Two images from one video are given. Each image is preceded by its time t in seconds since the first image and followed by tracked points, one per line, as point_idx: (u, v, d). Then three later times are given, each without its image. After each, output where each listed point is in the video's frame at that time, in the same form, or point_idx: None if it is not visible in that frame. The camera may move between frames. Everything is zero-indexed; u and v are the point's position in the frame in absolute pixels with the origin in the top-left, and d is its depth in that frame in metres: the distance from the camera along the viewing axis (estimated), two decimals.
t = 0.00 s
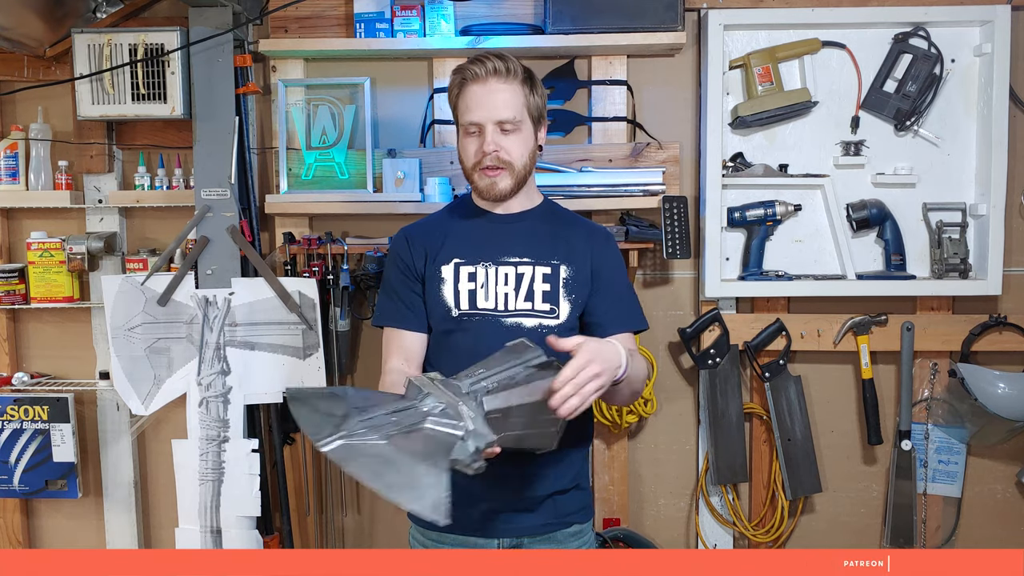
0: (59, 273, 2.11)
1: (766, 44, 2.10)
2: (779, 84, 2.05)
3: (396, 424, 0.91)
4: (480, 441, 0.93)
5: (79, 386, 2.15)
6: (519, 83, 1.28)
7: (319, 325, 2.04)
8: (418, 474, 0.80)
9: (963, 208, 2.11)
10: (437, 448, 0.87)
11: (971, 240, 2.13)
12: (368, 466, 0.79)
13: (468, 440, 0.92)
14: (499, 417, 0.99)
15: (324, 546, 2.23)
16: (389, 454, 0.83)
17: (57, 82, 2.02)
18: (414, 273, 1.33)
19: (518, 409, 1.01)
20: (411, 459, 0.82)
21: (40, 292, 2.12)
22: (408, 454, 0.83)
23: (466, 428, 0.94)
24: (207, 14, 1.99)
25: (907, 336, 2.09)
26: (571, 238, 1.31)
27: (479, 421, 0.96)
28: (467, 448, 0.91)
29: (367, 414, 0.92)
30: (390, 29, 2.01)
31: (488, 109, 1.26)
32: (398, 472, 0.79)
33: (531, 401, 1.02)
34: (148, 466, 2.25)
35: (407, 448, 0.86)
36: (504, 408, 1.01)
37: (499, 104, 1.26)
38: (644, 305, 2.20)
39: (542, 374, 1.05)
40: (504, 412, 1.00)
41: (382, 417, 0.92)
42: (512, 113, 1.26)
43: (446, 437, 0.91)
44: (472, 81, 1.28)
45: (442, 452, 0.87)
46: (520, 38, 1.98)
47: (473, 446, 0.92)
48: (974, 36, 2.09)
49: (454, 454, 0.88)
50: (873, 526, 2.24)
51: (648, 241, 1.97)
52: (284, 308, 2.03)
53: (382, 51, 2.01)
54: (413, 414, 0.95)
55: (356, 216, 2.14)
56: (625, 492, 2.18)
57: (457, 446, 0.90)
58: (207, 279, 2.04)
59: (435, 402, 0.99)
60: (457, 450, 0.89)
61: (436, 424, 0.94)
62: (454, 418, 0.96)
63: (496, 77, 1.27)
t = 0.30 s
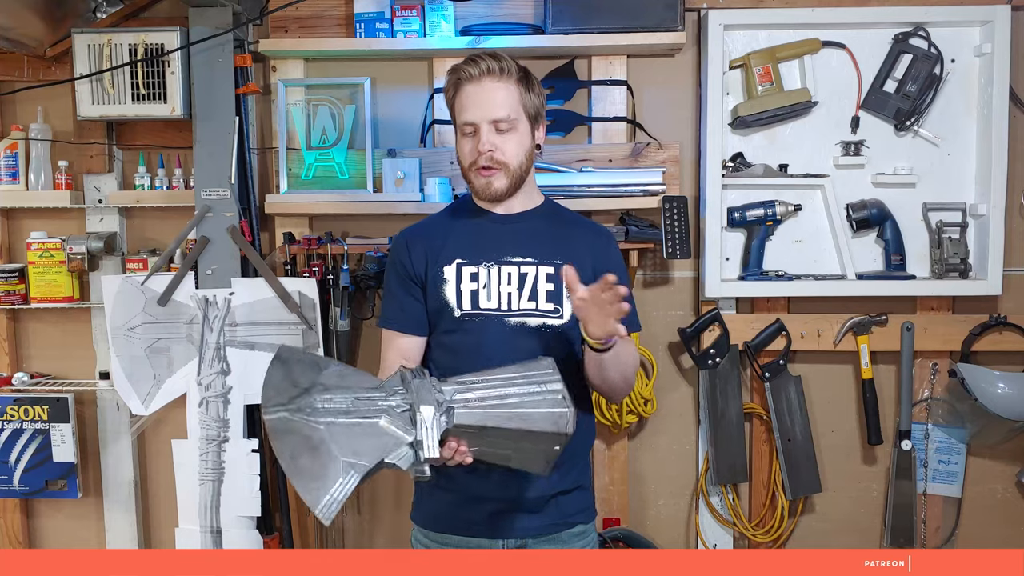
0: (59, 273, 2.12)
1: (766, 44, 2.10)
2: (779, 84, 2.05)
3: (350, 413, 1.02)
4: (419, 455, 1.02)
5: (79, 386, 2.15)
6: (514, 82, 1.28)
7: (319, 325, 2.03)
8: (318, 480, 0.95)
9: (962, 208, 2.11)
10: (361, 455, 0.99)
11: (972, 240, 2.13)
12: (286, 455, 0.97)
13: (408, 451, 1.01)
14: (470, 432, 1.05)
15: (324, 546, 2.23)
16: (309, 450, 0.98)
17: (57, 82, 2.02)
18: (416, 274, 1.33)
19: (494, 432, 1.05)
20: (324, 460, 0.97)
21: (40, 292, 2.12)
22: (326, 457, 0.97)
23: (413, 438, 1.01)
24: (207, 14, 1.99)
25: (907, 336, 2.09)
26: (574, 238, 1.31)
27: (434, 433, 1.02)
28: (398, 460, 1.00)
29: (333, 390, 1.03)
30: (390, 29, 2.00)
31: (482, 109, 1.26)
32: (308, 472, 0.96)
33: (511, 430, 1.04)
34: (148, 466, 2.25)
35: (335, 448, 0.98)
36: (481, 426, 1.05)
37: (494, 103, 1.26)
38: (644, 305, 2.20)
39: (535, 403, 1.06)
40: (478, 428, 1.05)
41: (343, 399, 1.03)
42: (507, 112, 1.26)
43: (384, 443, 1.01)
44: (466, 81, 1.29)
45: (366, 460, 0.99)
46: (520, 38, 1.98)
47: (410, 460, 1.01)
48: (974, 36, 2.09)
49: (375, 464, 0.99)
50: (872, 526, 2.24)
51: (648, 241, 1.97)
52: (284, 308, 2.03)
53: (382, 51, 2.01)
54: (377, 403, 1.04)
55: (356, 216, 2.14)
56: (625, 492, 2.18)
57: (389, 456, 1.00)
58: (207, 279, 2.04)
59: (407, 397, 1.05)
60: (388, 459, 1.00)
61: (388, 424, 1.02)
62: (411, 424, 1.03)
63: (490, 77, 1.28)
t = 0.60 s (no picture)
0: (59, 273, 2.11)
1: (766, 44, 2.10)
2: (779, 84, 2.05)
3: (374, 354, 1.02)
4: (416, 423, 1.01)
5: (79, 386, 2.15)
6: (512, 79, 1.28)
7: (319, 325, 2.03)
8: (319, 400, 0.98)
9: (963, 208, 2.11)
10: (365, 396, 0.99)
11: (972, 240, 2.13)
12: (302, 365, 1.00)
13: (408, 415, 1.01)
14: (470, 423, 1.05)
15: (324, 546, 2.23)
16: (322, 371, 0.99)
17: (56, 82, 2.02)
18: (415, 277, 1.34)
19: (490, 434, 1.04)
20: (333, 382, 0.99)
21: (40, 292, 2.12)
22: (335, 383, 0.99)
23: (417, 402, 1.01)
24: (207, 14, 1.98)
25: (907, 336, 2.09)
26: (570, 234, 1.31)
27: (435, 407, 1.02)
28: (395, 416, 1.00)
29: (368, 328, 1.03)
30: (390, 28, 2.00)
31: (483, 106, 1.26)
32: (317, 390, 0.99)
33: (509, 436, 1.04)
34: (148, 466, 2.25)
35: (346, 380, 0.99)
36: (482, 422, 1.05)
37: (493, 100, 1.26)
38: (644, 305, 2.20)
39: (538, 418, 1.06)
40: (479, 422, 1.04)
41: (375, 340, 1.03)
42: (507, 108, 1.27)
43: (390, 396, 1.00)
44: (465, 78, 1.28)
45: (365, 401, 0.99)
46: (520, 38, 1.98)
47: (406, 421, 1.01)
48: (974, 36, 2.09)
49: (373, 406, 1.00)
50: (872, 526, 2.24)
51: (648, 241, 1.96)
52: (284, 308, 2.03)
53: (382, 51, 2.01)
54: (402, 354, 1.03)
55: (356, 216, 2.14)
56: (626, 492, 2.18)
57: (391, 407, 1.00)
58: (207, 279, 2.04)
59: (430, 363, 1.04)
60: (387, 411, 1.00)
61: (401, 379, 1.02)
62: (421, 389, 1.02)
63: (488, 74, 1.28)
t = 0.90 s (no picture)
0: (59, 273, 2.11)
1: (766, 44, 2.10)
2: (779, 84, 2.05)
3: (403, 320, 1.05)
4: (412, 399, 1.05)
5: (79, 386, 2.15)
6: (518, 74, 1.31)
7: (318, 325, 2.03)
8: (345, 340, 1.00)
9: (963, 208, 2.11)
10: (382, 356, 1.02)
11: (972, 239, 2.13)
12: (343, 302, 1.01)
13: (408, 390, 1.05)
14: (458, 422, 1.08)
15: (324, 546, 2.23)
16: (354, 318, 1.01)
17: (56, 82, 2.02)
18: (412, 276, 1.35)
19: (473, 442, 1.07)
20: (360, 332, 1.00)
21: (40, 292, 2.12)
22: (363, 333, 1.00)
23: (420, 380, 1.05)
24: (206, 14, 1.98)
25: (907, 336, 2.09)
26: (566, 235, 1.31)
27: (435, 391, 1.06)
28: (396, 384, 1.04)
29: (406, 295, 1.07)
30: (390, 29, 2.01)
31: (490, 95, 1.28)
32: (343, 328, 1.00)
33: (490, 454, 1.06)
34: (148, 466, 2.25)
35: (372, 334, 1.01)
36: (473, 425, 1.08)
37: (501, 90, 1.28)
38: (644, 304, 2.20)
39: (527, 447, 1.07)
40: (465, 424, 1.08)
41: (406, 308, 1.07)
42: (514, 99, 1.29)
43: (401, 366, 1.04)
44: (472, 70, 1.30)
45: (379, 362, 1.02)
46: (520, 38, 1.98)
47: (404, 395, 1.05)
48: (974, 36, 2.09)
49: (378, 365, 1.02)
50: (872, 526, 2.24)
51: (648, 241, 1.96)
52: (284, 308, 2.03)
53: (382, 51, 2.01)
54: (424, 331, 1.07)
55: (356, 216, 2.14)
56: (626, 492, 2.18)
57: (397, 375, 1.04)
58: (207, 279, 2.04)
59: (445, 347, 1.08)
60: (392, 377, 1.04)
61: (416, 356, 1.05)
62: (430, 369, 1.06)
63: (495, 67, 1.30)
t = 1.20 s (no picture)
0: (59, 273, 2.11)
1: (766, 44, 2.10)
2: (779, 84, 2.05)
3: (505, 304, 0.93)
4: (462, 367, 0.96)
5: (79, 386, 2.15)
6: (515, 72, 1.33)
7: (319, 325, 2.04)
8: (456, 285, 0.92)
9: (962, 208, 2.11)
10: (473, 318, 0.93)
11: (972, 239, 2.13)
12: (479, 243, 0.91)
13: (467, 358, 0.96)
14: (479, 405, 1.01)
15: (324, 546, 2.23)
16: (476, 267, 0.91)
17: (56, 82, 2.02)
18: (411, 272, 1.33)
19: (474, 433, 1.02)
20: (472, 286, 0.91)
21: (40, 292, 2.12)
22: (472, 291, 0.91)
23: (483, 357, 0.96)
24: (206, 13, 1.98)
25: (907, 336, 2.09)
26: (565, 236, 1.31)
27: (488, 374, 0.97)
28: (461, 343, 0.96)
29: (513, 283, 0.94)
30: (390, 28, 2.01)
31: (488, 93, 1.29)
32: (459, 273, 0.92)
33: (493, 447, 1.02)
34: (148, 466, 2.25)
35: (482, 296, 0.91)
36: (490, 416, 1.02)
37: (500, 88, 1.30)
38: (643, 304, 2.20)
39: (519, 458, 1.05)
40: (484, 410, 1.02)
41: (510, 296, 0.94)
42: (512, 96, 1.30)
43: (481, 334, 0.94)
44: (471, 69, 1.32)
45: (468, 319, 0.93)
46: (520, 38, 1.98)
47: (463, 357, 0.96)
48: (974, 36, 2.09)
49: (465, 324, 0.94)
50: (872, 526, 2.24)
51: (648, 241, 1.96)
52: (284, 308, 2.03)
53: (382, 51, 2.01)
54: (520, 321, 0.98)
55: (356, 215, 2.14)
56: (625, 492, 2.18)
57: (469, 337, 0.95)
58: (207, 279, 2.04)
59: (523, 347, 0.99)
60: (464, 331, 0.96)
61: (497, 337, 0.95)
62: (500, 353, 0.96)
63: (493, 66, 1.32)
